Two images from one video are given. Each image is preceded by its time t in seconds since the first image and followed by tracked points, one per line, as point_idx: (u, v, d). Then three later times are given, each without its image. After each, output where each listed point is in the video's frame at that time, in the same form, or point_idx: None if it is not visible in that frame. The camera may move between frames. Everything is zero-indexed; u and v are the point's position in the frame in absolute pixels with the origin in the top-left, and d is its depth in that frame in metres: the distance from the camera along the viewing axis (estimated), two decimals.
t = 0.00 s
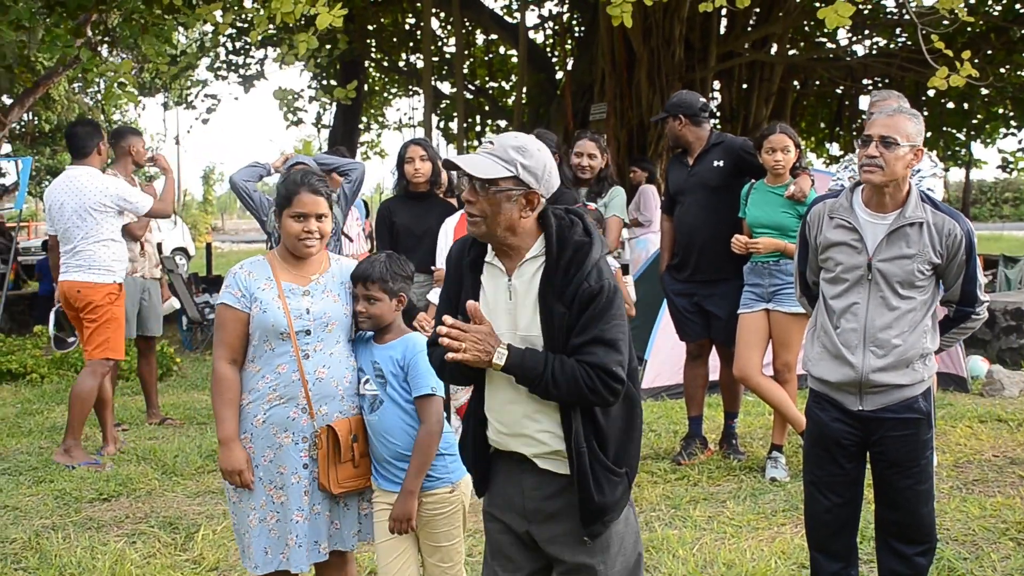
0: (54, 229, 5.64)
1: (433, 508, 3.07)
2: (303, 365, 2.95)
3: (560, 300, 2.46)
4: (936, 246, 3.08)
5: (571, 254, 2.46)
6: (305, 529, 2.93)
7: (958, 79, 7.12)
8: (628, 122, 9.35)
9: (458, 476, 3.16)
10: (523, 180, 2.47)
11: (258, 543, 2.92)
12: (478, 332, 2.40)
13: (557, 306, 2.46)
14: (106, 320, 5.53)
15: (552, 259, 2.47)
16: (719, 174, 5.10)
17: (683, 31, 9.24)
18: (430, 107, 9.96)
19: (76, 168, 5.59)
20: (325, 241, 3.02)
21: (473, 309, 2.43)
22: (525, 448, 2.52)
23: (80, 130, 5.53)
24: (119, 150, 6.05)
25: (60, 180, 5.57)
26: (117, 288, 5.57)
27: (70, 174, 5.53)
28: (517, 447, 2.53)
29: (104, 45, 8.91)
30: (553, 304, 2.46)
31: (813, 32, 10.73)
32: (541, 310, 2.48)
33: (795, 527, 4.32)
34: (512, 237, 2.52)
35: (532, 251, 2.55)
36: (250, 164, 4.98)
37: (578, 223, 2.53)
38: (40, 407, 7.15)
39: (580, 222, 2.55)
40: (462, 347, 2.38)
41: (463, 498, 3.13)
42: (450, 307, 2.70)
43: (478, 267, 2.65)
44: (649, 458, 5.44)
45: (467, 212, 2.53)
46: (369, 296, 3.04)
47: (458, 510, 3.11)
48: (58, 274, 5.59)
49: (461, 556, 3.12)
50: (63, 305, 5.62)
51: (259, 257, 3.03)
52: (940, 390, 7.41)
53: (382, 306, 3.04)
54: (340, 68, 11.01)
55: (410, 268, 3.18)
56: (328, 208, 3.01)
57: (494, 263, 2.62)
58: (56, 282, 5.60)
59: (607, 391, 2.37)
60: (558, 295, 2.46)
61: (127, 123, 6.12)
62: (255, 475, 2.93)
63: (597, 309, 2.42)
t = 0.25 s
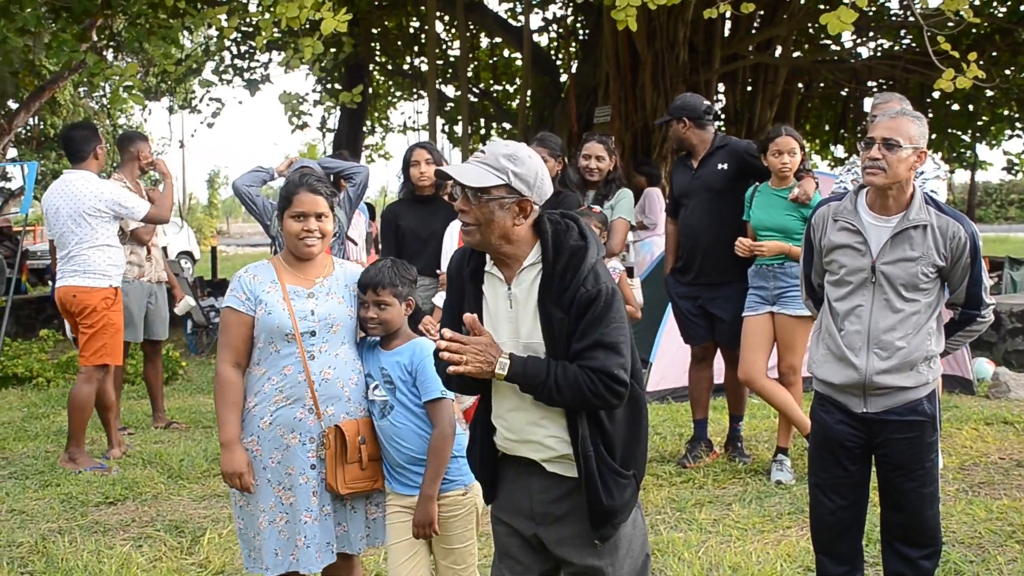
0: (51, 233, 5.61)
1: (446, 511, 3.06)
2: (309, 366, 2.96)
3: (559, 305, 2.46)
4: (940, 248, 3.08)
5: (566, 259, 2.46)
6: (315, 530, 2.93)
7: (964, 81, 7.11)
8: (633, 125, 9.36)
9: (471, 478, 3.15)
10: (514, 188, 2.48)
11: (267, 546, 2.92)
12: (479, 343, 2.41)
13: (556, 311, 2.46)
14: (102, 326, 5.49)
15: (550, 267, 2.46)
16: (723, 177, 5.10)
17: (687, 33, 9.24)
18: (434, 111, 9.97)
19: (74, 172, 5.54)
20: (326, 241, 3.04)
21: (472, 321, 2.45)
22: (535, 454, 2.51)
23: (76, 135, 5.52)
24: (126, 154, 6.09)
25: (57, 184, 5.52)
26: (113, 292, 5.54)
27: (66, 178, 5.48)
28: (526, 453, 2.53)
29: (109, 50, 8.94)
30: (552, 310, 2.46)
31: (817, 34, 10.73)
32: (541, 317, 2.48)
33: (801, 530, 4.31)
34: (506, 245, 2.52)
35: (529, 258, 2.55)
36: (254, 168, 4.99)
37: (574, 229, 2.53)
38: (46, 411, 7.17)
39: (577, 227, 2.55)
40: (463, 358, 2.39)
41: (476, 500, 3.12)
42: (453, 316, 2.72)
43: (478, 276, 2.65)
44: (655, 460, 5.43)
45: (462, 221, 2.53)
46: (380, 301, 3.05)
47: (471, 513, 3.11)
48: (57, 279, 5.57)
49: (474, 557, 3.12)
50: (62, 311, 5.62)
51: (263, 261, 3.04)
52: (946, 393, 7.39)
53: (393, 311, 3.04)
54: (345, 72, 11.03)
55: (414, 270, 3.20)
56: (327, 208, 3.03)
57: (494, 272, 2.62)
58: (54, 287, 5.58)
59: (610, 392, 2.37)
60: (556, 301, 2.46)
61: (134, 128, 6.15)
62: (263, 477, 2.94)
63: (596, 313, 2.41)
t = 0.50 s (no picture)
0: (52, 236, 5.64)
1: (452, 514, 3.07)
2: (319, 369, 2.96)
3: (564, 308, 2.46)
4: (945, 253, 3.07)
5: (571, 262, 2.46)
6: (325, 532, 2.93)
7: (969, 86, 7.10)
8: (638, 129, 9.36)
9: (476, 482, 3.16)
10: (517, 190, 2.49)
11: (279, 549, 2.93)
12: (484, 345, 2.41)
13: (561, 313, 2.46)
14: (94, 330, 5.45)
15: (555, 268, 2.46)
16: (728, 181, 5.10)
17: (692, 38, 9.24)
18: (440, 115, 9.98)
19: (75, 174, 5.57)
20: (332, 243, 3.04)
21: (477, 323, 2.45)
22: (540, 456, 2.52)
23: (75, 136, 5.50)
24: (132, 158, 6.11)
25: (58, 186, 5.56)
26: (106, 296, 5.49)
27: (65, 180, 5.51)
28: (531, 455, 2.53)
29: (116, 54, 8.96)
30: (557, 312, 2.47)
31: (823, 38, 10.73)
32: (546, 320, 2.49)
33: (806, 534, 4.31)
34: (511, 246, 2.52)
35: (534, 261, 2.55)
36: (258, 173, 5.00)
37: (578, 230, 2.53)
38: (52, 414, 7.18)
39: (580, 228, 2.55)
40: (467, 361, 2.40)
41: (481, 503, 3.13)
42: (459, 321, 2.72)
43: (485, 280, 2.66)
44: (660, 464, 5.43)
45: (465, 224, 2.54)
46: (383, 312, 3.06)
47: (477, 516, 3.12)
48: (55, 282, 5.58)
49: (481, 560, 3.13)
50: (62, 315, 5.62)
51: (272, 266, 3.05)
52: (951, 397, 7.38)
53: (397, 319, 3.05)
54: (350, 76, 11.04)
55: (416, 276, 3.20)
56: (332, 209, 3.04)
57: (499, 275, 2.62)
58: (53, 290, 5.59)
59: (616, 394, 2.37)
60: (561, 302, 2.46)
61: (139, 132, 6.18)
62: (272, 481, 2.94)
63: (600, 314, 2.41)
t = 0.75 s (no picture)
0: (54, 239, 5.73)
1: (453, 517, 3.08)
2: (324, 371, 2.96)
3: (567, 308, 2.47)
4: (947, 255, 3.07)
5: (574, 263, 2.46)
6: (331, 533, 2.94)
7: (971, 89, 7.10)
8: (640, 131, 9.36)
9: (477, 484, 3.17)
10: (522, 191, 2.50)
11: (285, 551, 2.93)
12: (487, 346, 2.41)
13: (564, 313, 2.46)
14: (83, 333, 5.44)
15: (558, 269, 2.47)
16: (731, 184, 5.10)
17: (695, 40, 9.25)
18: (442, 116, 9.99)
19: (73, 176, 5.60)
20: (335, 243, 3.05)
21: (480, 324, 2.45)
22: (543, 459, 2.52)
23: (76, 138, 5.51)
24: (134, 160, 6.12)
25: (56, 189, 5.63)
26: (96, 296, 5.47)
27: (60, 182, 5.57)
28: (535, 458, 2.53)
29: (119, 56, 8.97)
30: (560, 313, 2.47)
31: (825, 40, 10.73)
32: (549, 321, 2.49)
33: (809, 536, 4.30)
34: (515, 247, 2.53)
35: (538, 262, 2.55)
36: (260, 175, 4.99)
37: (581, 231, 2.54)
38: (55, 416, 7.19)
39: (584, 230, 2.55)
40: (471, 362, 2.40)
41: (482, 506, 3.14)
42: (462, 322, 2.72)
43: (488, 281, 2.65)
44: (662, 467, 5.43)
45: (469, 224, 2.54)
46: (388, 314, 3.05)
47: (478, 518, 3.12)
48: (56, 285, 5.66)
49: (483, 562, 3.13)
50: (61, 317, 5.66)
51: (275, 269, 3.06)
52: (955, 399, 7.37)
53: (401, 323, 3.05)
54: (353, 78, 11.05)
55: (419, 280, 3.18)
56: (333, 209, 3.04)
57: (502, 276, 2.63)
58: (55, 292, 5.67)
59: (618, 394, 2.38)
60: (563, 303, 2.47)
61: (141, 134, 6.18)
62: (278, 483, 2.94)
63: (603, 313, 2.42)
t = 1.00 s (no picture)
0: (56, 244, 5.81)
1: (449, 520, 3.08)
2: (326, 374, 2.96)
3: (569, 305, 2.47)
4: (947, 258, 3.07)
5: (576, 262, 2.48)
6: (334, 536, 2.94)
7: (973, 93, 7.10)
8: (641, 134, 9.36)
9: (473, 487, 3.17)
10: (541, 184, 2.51)
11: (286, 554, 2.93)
12: (487, 343, 2.40)
13: (566, 310, 2.47)
14: (71, 330, 5.41)
15: (561, 267, 2.48)
16: (732, 187, 5.10)
17: (696, 43, 9.25)
18: (443, 119, 9.99)
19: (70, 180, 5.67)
20: (333, 246, 3.05)
21: (480, 322, 2.44)
22: (542, 459, 2.52)
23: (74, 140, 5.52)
24: (134, 162, 6.13)
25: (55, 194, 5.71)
26: (86, 296, 5.45)
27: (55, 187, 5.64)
28: (534, 458, 2.53)
29: (120, 58, 8.98)
30: (563, 309, 2.48)
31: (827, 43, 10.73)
32: (551, 319, 2.49)
33: (809, 540, 4.30)
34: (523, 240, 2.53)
35: (539, 261, 2.56)
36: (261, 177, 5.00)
37: (585, 230, 2.55)
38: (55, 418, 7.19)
39: (587, 230, 2.56)
40: (472, 356, 2.38)
41: (478, 509, 3.14)
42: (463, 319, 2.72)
43: (490, 280, 2.65)
44: (663, 470, 5.42)
45: (484, 216, 2.53)
46: (390, 319, 3.03)
47: (474, 522, 3.12)
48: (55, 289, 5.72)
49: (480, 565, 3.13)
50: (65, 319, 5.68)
51: (277, 271, 3.06)
52: (955, 403, 7.37)
53: (404, 328, 3.03)
54: (354, 80, 11.06)
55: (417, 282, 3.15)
56: (332, 212, 3.04)
57: (505, 275, 2.62)
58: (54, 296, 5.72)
59: (618, 393, 2.37)
60: (565, 300, 2.48)
61: (141, 136, 6.19)
62: (280, 486, 2.93)
63: (606, 310, 2.42)
